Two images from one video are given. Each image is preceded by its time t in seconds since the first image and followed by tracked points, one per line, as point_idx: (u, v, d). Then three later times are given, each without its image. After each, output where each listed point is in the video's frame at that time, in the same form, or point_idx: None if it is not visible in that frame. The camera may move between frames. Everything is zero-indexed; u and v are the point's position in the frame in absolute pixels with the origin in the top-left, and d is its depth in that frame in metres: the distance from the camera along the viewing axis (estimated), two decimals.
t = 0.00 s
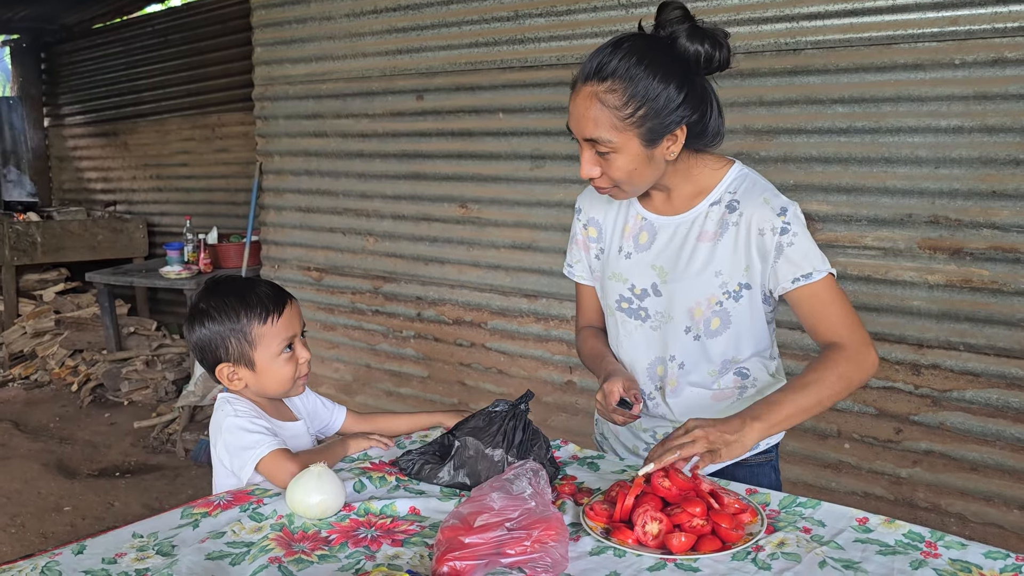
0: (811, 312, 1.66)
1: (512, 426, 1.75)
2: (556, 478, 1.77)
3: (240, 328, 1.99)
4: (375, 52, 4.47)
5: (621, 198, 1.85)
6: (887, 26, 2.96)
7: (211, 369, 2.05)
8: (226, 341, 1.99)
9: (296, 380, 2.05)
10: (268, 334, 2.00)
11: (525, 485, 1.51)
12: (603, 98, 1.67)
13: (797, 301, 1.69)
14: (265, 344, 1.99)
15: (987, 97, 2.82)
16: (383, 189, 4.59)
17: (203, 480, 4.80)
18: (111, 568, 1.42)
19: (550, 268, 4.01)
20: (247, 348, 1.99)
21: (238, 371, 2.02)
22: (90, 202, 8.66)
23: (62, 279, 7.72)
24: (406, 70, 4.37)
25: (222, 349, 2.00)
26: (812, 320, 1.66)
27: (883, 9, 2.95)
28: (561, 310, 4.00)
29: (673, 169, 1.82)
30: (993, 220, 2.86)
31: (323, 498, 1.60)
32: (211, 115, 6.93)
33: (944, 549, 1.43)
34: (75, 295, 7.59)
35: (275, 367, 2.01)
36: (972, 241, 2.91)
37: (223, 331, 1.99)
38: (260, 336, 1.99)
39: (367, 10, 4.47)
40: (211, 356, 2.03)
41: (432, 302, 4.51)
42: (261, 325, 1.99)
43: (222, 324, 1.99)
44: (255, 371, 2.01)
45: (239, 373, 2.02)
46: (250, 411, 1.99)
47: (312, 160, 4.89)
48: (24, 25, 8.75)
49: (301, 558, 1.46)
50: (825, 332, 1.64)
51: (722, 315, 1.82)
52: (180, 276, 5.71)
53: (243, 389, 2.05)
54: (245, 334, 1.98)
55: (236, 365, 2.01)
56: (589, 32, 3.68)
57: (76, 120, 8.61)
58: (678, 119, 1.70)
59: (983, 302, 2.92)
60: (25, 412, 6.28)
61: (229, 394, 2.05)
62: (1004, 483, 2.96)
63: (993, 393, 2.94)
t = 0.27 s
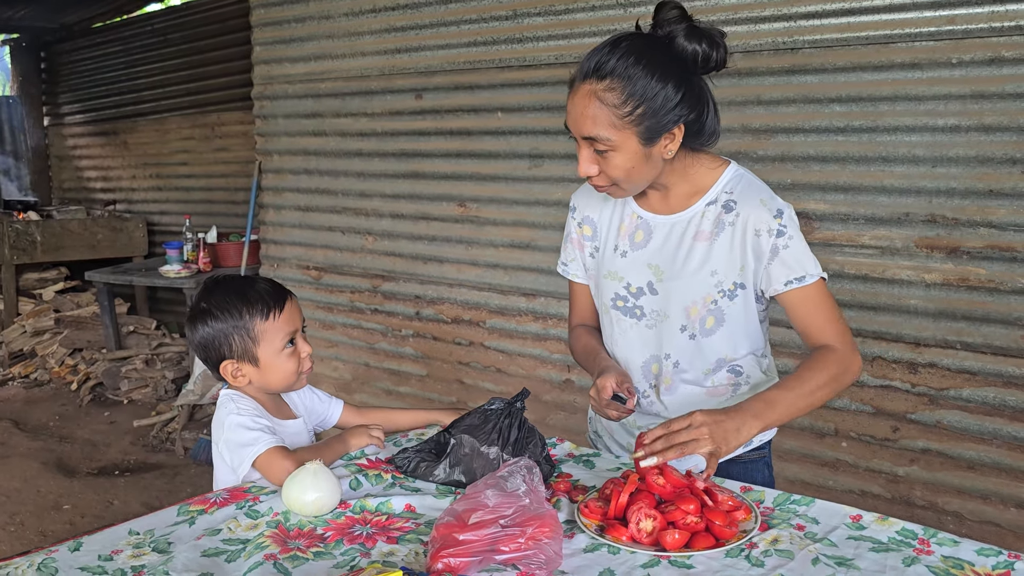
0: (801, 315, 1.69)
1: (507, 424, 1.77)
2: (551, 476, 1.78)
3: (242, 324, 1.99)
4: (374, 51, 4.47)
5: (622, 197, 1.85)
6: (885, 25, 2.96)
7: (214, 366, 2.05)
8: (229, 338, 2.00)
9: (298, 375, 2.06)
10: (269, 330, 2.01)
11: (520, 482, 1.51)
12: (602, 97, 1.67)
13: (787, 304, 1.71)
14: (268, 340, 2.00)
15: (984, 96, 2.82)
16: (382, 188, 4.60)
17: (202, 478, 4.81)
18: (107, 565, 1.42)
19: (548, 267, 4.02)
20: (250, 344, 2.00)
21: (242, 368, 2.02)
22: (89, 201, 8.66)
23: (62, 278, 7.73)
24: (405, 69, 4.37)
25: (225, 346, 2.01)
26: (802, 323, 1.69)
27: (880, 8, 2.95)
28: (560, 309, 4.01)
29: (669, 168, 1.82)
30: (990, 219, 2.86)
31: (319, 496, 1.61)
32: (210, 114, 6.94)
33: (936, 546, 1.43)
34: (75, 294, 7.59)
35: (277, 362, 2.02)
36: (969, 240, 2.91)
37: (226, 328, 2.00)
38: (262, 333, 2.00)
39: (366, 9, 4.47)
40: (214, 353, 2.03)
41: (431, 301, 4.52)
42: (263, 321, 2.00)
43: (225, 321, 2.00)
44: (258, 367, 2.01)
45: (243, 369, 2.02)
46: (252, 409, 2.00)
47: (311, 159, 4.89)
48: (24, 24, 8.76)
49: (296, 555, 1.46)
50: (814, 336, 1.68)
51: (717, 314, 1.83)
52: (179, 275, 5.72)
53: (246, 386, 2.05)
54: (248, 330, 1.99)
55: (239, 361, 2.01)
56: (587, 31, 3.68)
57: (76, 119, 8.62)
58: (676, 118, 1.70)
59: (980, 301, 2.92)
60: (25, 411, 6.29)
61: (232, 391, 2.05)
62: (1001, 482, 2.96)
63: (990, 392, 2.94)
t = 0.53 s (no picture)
0: (790, 314, 1.72)
1: (505, 421, 1.77)
2: (549, 474, 1.78)
3: (243, 320, 2.00)
4: (374, 50, 4.48)
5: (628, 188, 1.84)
6: (883, 24, 2.96)
7: (214, 362, 2.05)
8: (229, 333, 2.00)
9: (297, 372, 2.07)
10: (270, 326, 2.02)
11: (517, 479, 1.52)
12: (610, 83, 1.68)
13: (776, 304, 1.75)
14: (268, 336, 2.01)
15: (983, 94, 2.83)
16: (382, 187, 4.60)
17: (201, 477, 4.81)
18: (106, 562, 1.43)
19: (547, 265, 4.03)
20: (251, 340, 2.00)
21: (242, 363, 2.03)
22: (89, 200, 8.67)
23: (62, 277, 7.73)
24: (405, 68, 4.37)
25: (225, 342, 2.01)
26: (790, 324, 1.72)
27: (879, 7, 2.96)
28: (559, 308, 4.01)
29: (672, 162, 1.82)
30: (989, 217, 2.86)
31: (317, 493, 1.61)
32: (210, 113, 6.94)
33: (933, 543, 1.44)
34: (75, 293, 7.60)
35: (277, 359, 2.02)
36: (968, 238, 2.92)
37: (227, 323, 2.01)
38: (263, 328, 2.01)
39: (365, 8, 4.47)
40: (214, 350, 2.03)
41: (430, 299, 4.52)
42: (264, 317, 2.01)
43: (226, 316, 2.00)
44: (258, 363, 2.02)
45: (242, 365, 2.03)
46: (253, 405, 2.00)
47: (311, 158, 4.89)
48: (23, 24, 8.77)
49: (294, 551, 1.47)
50: (801, 336, 1.71)
51: (715, 308, 1.83)
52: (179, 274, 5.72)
53: (246, 381, 2.05)
54: (248, 326, 2.00)
55: (239, 357, 2.01)
56: (586, 30, 3.68)
57: (76, 118, 8.62)
58: (682, 108, 1.71)
59: (979, 299, 2.93)
60: (25, 410, 6.29)
61: (232, 387, 2.06)
62: (1000, 480, 2.97)
63: (988, 390, 2.95)
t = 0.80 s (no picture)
0: (772, 307, 1.77)
1: (503, 421, 1.77)
2: (546, 473, 1.78)
3: (244, 318, 2.00)
4: (373, 49, 4.48)
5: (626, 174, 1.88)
6: (882, 23, 2.96)
7: (215, 362, 2.05)
8: (231, 332, 2.01)
9: (298, 370, 2.07)
10: (271, 324, 2.03)
11: (514, 479, 1.52)
12: (641, 60, 1.72)
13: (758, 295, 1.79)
14: (270, 334, 2.02)
15: (981, 94, 2.83)
16: (381, 186, 4.60)
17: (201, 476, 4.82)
18: (103, 561, 1.43)
19: (546, 264, 4.03)
20: (252, 338, 2.01)
21: (243, 363, 2.03)
22: (89, 199, 8.67)
23: (62, 276, 7.73)
24: (404, 67, 4.37)
25: (226, 341, 2.01)
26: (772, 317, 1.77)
27: (877, 6, 2.96)
28: (558, 307, 4.01)
29: (675, 155, 1.85)
30: (987, 216, 2.86)
31: (315, 493, 1.61)
32: (210, 112, 6.94)
33: (929, 542, 1.44)
34: (75, 293, 7.60)
35: (279, 357, 2.03)
36: (966, 237, 2.92)
37: (228, 322, 2.01)
38: (264, 327, 2.01)
39: (364, 7, 4.47)
40: (215, 349, 2.03)
41: (429, 299, 4.52)
42: (265, 315, 2.01)
43: (227, 315, 2.01)
44: (259, 361, 2.02)
45: (244, 364, 2.03)
46: (256, 406, 2.00)
47: (310, 157, 4.89)
48: (23, 23, 8.77)
49: (291, 550, 1.47)
50: (782, 329, 1.75)
51: (710, 298, 1.83)
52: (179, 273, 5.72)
53: (247, 381, 2.05)
54: (249, 324, 2.00)
55: (241, 356, 2.02)
56: (585, 29, 3.68)
57: (76, 117, 8.63)
58: (695, 106, 1.75)
59: (977, 298, 2.93)
60: (25, 408, 6.30)
61: (234, 388, 2.05)
62: (998, 479, 2.97)
63: (986, 389, 2.95)
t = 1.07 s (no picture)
0: (777, 306, 1.76)
1: (502, 420, 1.77)
2: (546, 472, 1.78)
3: (243, 318, 2.01)
4: (373, 48, 4.48)
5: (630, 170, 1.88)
6: (882, 22, 2.96)
7: (214, 361, 2.06)
8: (229, 331, 2.01)
9: (297, 368, 2.08)
10: (269, 323, 2.03)
11: (513, 477, 1.52)
12: (648, 58, 1.72)
13: (764, 295, 1.78)
14: (268, 333, 2.02)
15: (981, 93, 2.83)
16: (381, 185, 4.60)
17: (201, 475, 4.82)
18: (103, 559, 1.43)
19: (547, 263, 4.03)
20: (251, 337, 2.01)
21: (242, 362, 2.03)
22: (90, 198, 8.67)
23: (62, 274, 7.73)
24: (404, 66, 4.37)
25: (225, 340, 2.02)
26: (778, 316, 1.77)
27: (878, 5, 2.96)
28: (558, 306, 4.01)
29: (679, 153, 1.86)
30: (987, 215, 2.86)
31: (314, 491, 1.62)
32: (211, 110, 6.94)
33: (927, 541, 1.44)
34: (76, 291, 7.61)
35: (278, 355, 2.03)
36: (966, 236, 2.92)
37: (227, 321, 2.01)
38: (262, 326, 2.01)
39: (364, 6, 4.47)
40: (214, 348, 2.04)
41: (430, 297, 4.52)
42: (264, 314, 2.02)
43: (226, 315, 2.01)
44: (258, 360, 2.03)
45: (243, 363, 2.03)
46: (253, 406, 2.00)
47: (311, 156, 4.89)
48: (24, 21, 8.76)
49: (291, 549, 1.47)
50: (787, 328, 1.75)
51: (712, 295, 1.83)
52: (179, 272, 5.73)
53: (246, 380, 2.06)
54: (248, 324, 2.01)
55: (239, 355, 2.02)
56: (585, 28, 3.68)
57: (77, 116, 8.63)
58: (703, 101, 1.76)
59: (977, 297, 2.93)
60: (26, 407, 6.30)
61: (233, 386, 2.06)
62: (998, 478, 2.97)
63: (986, 388, 2.95)
